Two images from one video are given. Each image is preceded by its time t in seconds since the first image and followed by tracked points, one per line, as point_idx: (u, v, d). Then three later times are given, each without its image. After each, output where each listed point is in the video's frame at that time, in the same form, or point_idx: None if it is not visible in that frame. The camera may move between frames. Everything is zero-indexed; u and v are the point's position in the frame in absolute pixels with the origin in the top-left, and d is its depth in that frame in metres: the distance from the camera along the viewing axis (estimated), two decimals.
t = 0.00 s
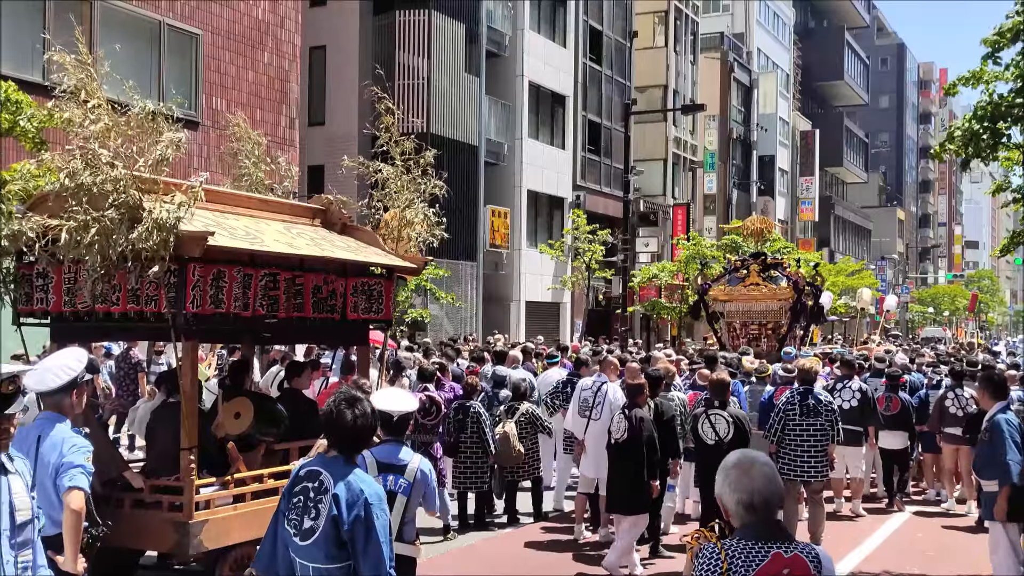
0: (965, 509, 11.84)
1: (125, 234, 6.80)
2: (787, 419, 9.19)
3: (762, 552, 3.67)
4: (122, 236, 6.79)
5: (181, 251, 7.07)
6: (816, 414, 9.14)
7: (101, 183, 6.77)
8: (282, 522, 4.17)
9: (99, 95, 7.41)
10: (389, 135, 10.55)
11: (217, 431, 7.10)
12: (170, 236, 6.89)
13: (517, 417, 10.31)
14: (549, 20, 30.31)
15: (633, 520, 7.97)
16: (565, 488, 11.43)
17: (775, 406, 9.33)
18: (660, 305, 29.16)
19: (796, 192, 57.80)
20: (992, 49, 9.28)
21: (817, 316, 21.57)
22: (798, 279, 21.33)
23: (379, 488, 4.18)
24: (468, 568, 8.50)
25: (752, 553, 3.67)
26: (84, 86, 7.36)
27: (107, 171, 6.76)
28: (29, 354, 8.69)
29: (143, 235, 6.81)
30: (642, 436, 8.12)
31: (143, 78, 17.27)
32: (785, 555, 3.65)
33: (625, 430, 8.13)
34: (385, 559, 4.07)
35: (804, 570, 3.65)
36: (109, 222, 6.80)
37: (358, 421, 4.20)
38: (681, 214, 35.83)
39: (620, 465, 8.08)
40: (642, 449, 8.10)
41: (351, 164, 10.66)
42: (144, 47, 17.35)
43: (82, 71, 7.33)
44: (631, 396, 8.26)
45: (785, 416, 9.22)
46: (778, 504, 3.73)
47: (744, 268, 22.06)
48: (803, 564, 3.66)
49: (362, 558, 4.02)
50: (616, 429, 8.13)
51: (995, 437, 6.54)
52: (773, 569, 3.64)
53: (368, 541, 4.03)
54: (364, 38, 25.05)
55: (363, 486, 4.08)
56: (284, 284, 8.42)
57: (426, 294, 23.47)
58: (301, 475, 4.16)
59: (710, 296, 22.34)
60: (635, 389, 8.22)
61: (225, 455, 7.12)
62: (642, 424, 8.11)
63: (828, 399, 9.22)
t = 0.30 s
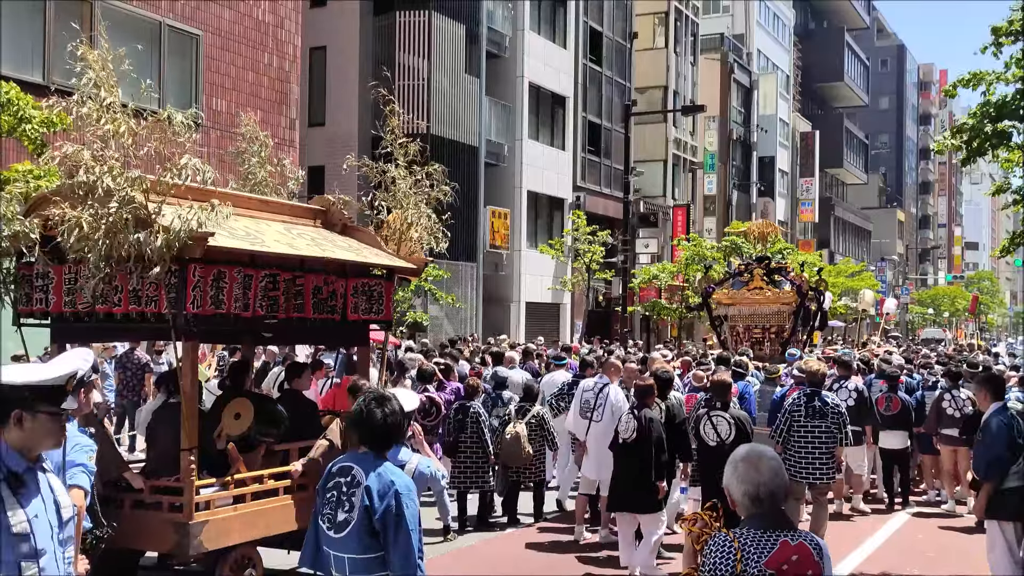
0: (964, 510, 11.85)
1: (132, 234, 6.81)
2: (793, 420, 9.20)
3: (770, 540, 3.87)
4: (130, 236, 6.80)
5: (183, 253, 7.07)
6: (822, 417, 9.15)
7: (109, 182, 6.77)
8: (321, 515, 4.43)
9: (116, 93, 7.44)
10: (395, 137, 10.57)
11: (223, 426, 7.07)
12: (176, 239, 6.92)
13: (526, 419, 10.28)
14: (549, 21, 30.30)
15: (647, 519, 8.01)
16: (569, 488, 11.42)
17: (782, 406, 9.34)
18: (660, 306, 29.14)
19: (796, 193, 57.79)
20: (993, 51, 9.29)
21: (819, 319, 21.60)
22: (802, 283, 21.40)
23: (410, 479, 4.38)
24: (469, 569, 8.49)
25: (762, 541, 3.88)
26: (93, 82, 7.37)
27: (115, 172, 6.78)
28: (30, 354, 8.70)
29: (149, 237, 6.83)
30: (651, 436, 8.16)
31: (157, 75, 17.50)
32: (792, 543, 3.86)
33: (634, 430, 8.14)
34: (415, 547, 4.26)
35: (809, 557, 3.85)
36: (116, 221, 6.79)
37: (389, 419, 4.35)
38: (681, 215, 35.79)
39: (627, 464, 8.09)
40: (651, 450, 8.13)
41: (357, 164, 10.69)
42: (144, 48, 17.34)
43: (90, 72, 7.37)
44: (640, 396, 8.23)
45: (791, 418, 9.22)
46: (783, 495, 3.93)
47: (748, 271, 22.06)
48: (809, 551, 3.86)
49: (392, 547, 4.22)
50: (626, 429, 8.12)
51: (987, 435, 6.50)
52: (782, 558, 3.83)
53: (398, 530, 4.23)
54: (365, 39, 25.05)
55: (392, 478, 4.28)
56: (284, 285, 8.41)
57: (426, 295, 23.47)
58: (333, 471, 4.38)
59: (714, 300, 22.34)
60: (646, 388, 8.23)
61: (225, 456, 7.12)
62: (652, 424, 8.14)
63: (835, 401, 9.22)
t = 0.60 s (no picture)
0: (964, 510, 11.87)
1: (131, 235, 6.80)
2: (795, 419, 9.23)
3: (802, 537, 4.00)
4: (129, 237, 6.79)
5: (183, 253, 7.07)
6: (823, 417, 9.16)
7: (108, 183, 6.75)
8: (351, 512, 4.39)
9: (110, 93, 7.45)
10: (399, 137, 10.58)
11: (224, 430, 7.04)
12: (175, 238, 6.90)
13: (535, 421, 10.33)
14: (549, 22, 30.32)
15: (657, 519, 8.06)
16: (572, 488, 11.44)
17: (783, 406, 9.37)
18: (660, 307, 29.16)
19: (795, 194, 57.80)
20: (992, 51, 9.30)
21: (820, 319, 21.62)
22: (803, 282, 21.37)
23: (439, 476, 4.42)
24: (470, 569, 8.49)
25: (796, 538, 4.00)
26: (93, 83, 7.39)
27: (115, 172, 6.77)
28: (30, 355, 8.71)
29: (148, 237, 6.82)
30: (668, 439, 8.06)
31: (150, 76, 17.33)
32: (823, 541, 3.99)
33: (649, 432, 8.07)
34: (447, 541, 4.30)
35: (839, 558, 3.98)
36: (116, 221, 6.78)
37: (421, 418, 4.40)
38: (681, 216, 35.75)
39: (639, 468, 8.07)
40: (666, 452, 8.08)
41: (361, 163, 10.70)
42: (145, 49, 17.33)
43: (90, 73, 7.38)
44: (652, 397, 8.14)
45: (793, 418, 9.26)
46: (818, 496, 4.06)
47: (749, 270, 22.08)
48: (840, 552, 3.98)
49: (427, 541, 4.24)
50: (641, 431, 8.06)
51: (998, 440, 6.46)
52: (811, 556, 3.96)
53: (434, 524, 4.26)
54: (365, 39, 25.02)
55: (427, 473, 4.32)
56: (284, 286, 8.41)
57: (426, 296, 23.48)
58: (365, 467, 4.38)
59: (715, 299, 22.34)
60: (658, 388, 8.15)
61: (226, 457, 7.11)
62: (668, 426, 8.08)
63: (837, 402, 9.23)
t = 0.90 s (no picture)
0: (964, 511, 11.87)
1: (128, 232, 6.80)
2: (793, 420, 9.24)
3: (816, 523, 4.07)
4: (127, 235, 6.80)
5: (181, 253, 7.08)
6: (820, 417, 9.17)
7: (105, 181, 6.77)
8: (391, 507, 4.38)
9: (108, 93, 7.47)
10: (399, 136, 10.56)
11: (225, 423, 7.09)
12: (172, 237, 6.91)
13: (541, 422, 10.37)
14: (549, 23, 30.30)
15: (665, 520, 8.15)
16: (574, 487, 11.43)
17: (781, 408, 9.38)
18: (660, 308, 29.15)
19: (795, 195, 57.78)
20: (989, 54, 9.29)
21: (820, 321, 21.61)
22: (802, 285, 21.39)
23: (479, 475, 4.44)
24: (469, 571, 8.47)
25: (809, 523, 4.08)
26: (91, 82, 7.42)
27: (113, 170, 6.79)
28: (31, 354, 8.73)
29: (146, 236, 6.84)
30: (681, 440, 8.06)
31: (147, 80, 17.29)
32: (836, 527, 4.06)
33: (662, 433, 8.06)
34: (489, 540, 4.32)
35: (851, 543, 4.04)
36: (114, 220, 6.79)
37: (460, 417, 4.41)
38: (681, 217, 35.30)
39: (654, 472, 8.08)
40: (679, 452, 8.10)
41: (360, 163, 10.68)
42: (145, 49, 17.35)
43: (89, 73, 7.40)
44: (664, 398, 8.06)
45: (790, 419, 9.28)
46: (831, 485, 4.13)
47: (748, 273, 22.06)
48: (852, 537, 4.05)
49: (470, 539, 4.26)
50: (654, 432, 8.04)
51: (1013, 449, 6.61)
52: (824, 541, 4.03)
53: (477, 521, 4.28)
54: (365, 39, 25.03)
55: (469, 472, 4.34)
56: (283, 286, 8.42)
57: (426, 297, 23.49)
58: (406, 464, 4.39)
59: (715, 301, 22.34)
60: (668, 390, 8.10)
61: (224, 457, 7.11)
62: (681, 427, 8.07)
63: (833, 401, 9.22)
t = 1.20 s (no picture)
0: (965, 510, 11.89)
1: (131, 232, 6.79)
2: (789, 421, 9.25)
3: (799, 521, 4.09)
4: (129, 236, 6.79)
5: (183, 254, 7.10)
6: (816, 414, 9.15)
7: (111, 183, 6.79)
8: (431, 502, 4.84)
9: (115, 93, 7.49)
10: (398, 137, 10.57)
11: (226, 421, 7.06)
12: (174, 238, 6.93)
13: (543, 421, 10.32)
14: (550, 23, 30.31)
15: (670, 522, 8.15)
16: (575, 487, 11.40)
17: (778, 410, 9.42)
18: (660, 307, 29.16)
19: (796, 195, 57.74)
20: (989, 54, 9.30)
21: (821, 320, 21.62)
22: (803, 283, 21.39)
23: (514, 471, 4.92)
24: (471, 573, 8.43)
25: (793, 522, 4.10)
26: (98, 82, 7.43)
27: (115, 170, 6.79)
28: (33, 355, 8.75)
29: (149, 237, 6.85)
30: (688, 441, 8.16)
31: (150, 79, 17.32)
32: (820, 524, 4.07)
33: (671, 433, 8.15)
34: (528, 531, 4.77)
35: (836, 537, 4.06)
36: (115, 220, 6.79)
37: (494, 416, 4.89)
38: (681, 217, 35.67)
39: (661, 473, 8.11)
40: (688, 452, 8.20)
41: (359, 164, 10.67)
42: (145, 50, 17.35)
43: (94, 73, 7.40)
44: (671, 399, 8.15)
45: (787, 419, 9.29)
46: (813, 482, 4.18)
47: (749, 271, 22.06)
48: (836, 531, 4.07)
49: (514, 529, 4.72)
50: (662, 433, 8.13)
51: None
52: (807, 538, 4.06)
53: (517, 512, 4.74)
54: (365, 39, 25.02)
55: (507, 467, 4.81)
56: (284, 286, 8.42)
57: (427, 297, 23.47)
58: (445, 460, 4.86)
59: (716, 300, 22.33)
60: (675, 391, 8.15)
61: (225, 457, 7.11)
62: (689, 427, 8.16)
63: (827, 398, 9.22)
